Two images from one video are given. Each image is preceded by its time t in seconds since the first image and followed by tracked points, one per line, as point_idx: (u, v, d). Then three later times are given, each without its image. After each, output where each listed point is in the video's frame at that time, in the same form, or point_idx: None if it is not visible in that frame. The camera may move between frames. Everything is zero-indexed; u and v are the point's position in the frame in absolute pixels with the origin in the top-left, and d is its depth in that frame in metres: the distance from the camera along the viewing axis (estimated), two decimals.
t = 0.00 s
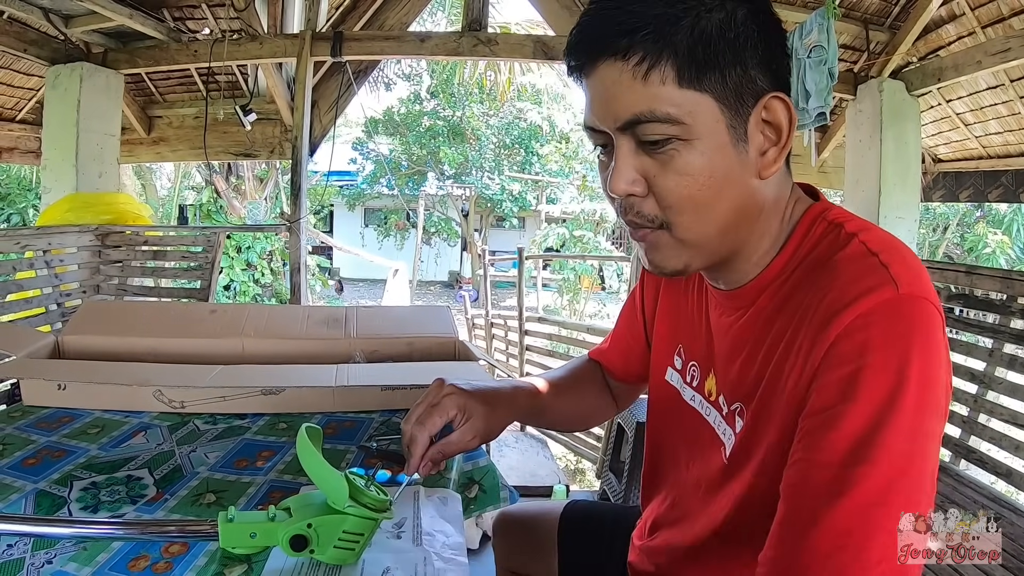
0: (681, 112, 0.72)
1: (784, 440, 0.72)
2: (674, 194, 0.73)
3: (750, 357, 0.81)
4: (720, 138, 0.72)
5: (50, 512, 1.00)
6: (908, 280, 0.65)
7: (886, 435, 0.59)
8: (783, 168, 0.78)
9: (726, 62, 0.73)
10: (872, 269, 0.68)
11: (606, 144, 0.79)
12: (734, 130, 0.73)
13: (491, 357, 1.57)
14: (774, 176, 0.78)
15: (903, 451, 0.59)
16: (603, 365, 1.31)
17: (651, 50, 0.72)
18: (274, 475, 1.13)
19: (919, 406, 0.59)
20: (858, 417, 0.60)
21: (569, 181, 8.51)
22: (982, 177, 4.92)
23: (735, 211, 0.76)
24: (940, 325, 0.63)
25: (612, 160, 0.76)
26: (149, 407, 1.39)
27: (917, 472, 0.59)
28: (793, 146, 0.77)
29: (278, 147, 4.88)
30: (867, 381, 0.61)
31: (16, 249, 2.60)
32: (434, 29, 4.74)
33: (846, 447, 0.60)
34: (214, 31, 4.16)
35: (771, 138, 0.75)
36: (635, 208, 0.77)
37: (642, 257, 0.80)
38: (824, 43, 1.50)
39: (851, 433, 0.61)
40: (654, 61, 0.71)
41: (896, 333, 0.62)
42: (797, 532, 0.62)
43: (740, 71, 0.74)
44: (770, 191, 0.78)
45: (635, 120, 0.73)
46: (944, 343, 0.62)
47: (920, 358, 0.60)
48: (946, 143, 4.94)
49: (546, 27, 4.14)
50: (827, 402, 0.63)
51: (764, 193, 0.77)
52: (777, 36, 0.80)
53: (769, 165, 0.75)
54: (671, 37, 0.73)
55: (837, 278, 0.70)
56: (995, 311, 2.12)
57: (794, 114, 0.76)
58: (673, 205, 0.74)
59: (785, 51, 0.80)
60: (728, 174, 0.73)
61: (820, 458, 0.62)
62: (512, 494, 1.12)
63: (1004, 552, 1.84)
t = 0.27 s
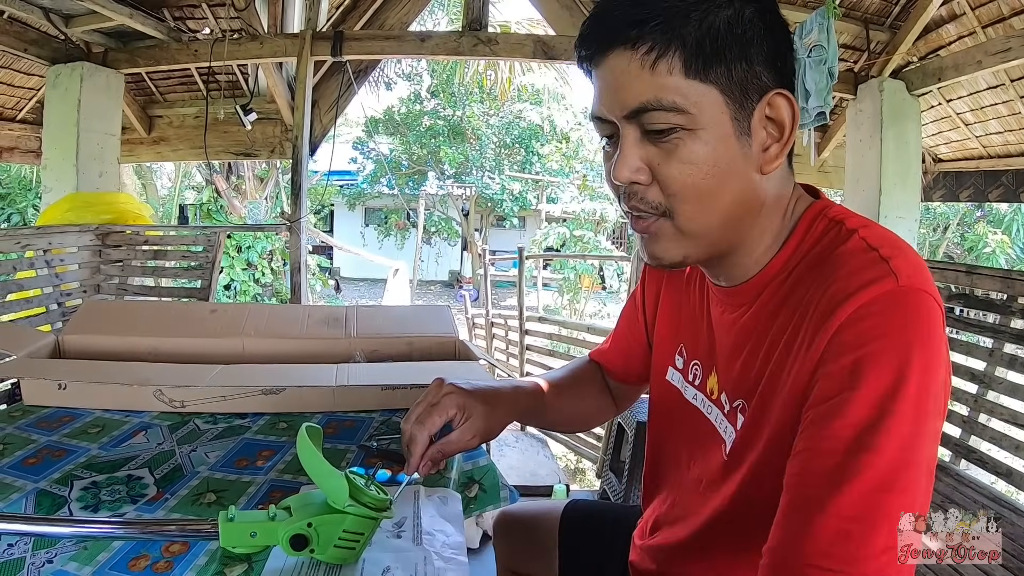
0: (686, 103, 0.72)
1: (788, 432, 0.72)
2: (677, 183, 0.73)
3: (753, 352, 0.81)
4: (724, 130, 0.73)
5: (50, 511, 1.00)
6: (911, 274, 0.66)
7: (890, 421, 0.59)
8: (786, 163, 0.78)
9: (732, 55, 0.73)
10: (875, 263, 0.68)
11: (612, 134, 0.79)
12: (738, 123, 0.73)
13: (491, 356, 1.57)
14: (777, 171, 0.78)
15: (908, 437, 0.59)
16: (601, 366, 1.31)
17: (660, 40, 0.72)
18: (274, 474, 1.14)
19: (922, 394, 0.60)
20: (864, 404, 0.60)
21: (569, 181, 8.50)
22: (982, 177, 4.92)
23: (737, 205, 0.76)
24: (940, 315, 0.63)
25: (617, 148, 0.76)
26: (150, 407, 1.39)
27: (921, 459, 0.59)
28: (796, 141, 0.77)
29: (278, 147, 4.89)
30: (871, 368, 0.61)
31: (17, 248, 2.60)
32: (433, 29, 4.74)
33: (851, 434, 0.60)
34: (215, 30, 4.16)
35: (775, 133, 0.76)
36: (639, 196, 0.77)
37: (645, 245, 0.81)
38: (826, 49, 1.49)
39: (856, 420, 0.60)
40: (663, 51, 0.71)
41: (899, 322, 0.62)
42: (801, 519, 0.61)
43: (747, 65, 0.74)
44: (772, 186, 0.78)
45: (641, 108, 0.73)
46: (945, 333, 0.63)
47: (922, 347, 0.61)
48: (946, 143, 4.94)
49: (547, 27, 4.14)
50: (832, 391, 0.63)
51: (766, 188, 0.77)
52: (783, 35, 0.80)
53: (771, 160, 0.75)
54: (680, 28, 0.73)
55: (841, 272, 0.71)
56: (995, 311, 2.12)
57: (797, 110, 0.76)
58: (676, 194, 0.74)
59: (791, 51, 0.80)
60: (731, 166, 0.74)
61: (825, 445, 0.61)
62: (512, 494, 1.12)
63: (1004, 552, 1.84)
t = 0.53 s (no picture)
0: (679, 104, 0.72)
1: (790, 432, 0.72)
2: (672, 184, 0.74)
3: (753, 353, 0.81)
4: (718, 130, 0.73)
5: (51, 511, 1.00)
6: (910, 274, 0.66)
7: (893, 419, 0.59)
8: (782, 163, 0.79)
9: (725, 56, 0.74)
10: (876, 263, 0.68)
11: (609, 137, 0.80)
12: (732, 123, 0.74)
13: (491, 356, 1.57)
14: (772, 171, 0.78)
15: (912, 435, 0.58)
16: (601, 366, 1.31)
17: (652, 42, 0.72)
18: (274, 474, 1.14)
19: (924, 391, 0.60)
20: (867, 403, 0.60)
21: (570, 181, 8.50)
22: (983, 177, 4.92)
23: (733, 205, 0.76)
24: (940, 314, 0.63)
25: (613, 151, 0.77)
26: (150, 407, 1.39)
27: (926, 456, 0.59)
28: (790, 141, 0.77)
29: (279, 147, 4.89)
30: (873, 367, 0.61)
31: (17, 248, 2.60)
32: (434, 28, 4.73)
33: (856, 433, 0.60)
34: (215, 30, 4.16)
35: (770, 133, 0.76)
36: (636, 197, 0.77)
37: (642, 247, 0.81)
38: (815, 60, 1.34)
39: (860, 419, 0.60)
40: (655, 53, 0.72)
41: (899, 321, 0.62)
42: (807, 519, 0.61)
43: (739, 66, 0.74)
44: (769, 186, 0.79)
45: (635, 111, 0.73)
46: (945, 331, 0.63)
47: (922, 345, 0.61)
48: (947, 143, 4.94)
49: (547, 27, 4.14)
50: (835, 390, 0.63)
51: (762, 188, 0.78)
52: (776, 35, 0.80)
53: (766, 160, 0.76)
54: (671, 31, 0.74)
55: (841, 271, 0.71)
56: (995, 311, 2.12)
57: (791, 110, 0.76)
58: (672, 195, 0.75)
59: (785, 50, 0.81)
60: (725, 166, 0.74)
61: (830, 444, 0.61)
62: (512, 494, 1.12)
63: (1004, 552, 1.84)
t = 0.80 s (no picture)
0: (674, 109, 0.72)
1: (787, 429, 0.71)
2: (668, 188, 0.74)
3: (751, 351, 0.81)
4: (713, 133, 0.73)
5: (51, 511, 1.00)
6: (907, 273, 0.66)
7: (887, 415, 0.59)
8: (779, 164, 0.78)
9: (719, 59, 0.73)
10: (873, 262, 0.69)
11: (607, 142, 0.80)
12: (727, 126, 0.73)
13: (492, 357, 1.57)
14: (770, 172, 0.78)
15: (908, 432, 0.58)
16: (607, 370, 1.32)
17: (646, 47, 0.72)
18: (275, 475, 1.14)
19: (920, 388, 0.60)
20: (862, 398, 0.60)
21: (570, 181, 8.50)
22: (984, 177, 4.91)
23: (730, 206, 0.76)
24: (937, 313, 0.64)
25: (610, 156, 0.77)
26: (150, 407, 1.39)
27: (920, 453, 0.58)
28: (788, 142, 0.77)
29: (280, 147, 4.89)
30: (869, 364, 0.61)
31: (18, 248, 2.60)
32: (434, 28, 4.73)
33: (851, 429, 0.60)
34: (216, 31, 4.16)
35: (767, 135, 0.75)
36: (633, 201, 0.77)
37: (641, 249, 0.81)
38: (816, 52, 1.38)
39: (855, 414, 0.60)
40: (649, 58, 0.72)
41: (895, 319, 0.63)
42: (801, 514, 0.60)
43: (734, 68, 0.74)
44: (766, 187, 0.78)
45: (630, 116, 0.73)
46: (942, 331, 0.63)
47: (919, 344, 0.61)
48: (948, 143, 4.93)
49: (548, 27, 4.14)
50: (830, 387, 0.63)
51: (759, 189, 0.78)
52: (771, 35, 0.79)
53: (763, 161, 0.75)
54: (665, 35, 0.73)
55: (839, 271, 0.71)
56: (996, 311, 2.12)
57: (788, 111, 0.75)
58: (669, 199, 0.74)
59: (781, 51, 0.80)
60: (721, 169, 0.74)
61: (824, 439, 0.61)
62: (513, 494, 1.13)
63: (1005, 552, 1.84)
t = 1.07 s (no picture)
0: (672, 116, 0.72)
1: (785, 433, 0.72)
2: (667, 196, 0.74)
3: (750, 353, 0.81)
4: (712, 140, 0.73)
5: (52, 512, 1.00)
6: (908, 279, 0.65)
7: (888, 428, 0.59)
8: (780, 167, 0.78)
9: (716, 66, 0.73)
10: (874, 268, 0.68)
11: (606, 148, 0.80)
12: (726, 133, 0.73)
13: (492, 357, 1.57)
14: (771, 177, 0.77)
15: (907, 444, 0.59)
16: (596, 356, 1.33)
17: (643, 55, 0.72)
18: (275, 475, 1.14)
19: (920, 400, 0.60)
20: (863, 409, 0.60)
21: (570, 182, 8.49)
22: (984, 177, 4.91)
23: (730, 212, 0.76)
24: (939, 320, 0.63)
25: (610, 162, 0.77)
26: (151, 407, 1.39)
27: (917, 464, 0.59)
28: (789, 146, 0.77)
29: (280, 148, 4.89)
30: (871, 374, 0.61)
31: (18, 249, 2.60)
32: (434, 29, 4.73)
33: (852, 442, 0.60)
34: (216, 31, 4.16)
35: (767, 139, 0.75)
36: (633, 207, 0.78)
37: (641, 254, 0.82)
38: (826, 46, 1.28)
39: (855, 426, 0.60)
40: (645, 66, 0.72)
41: (898, 326, 0.62)
42: (803, 528, 0.60)
43: (732, 74, 0.74)
44: (767, 190, 0.78)
45: (628, 124, 0.73)
46: (943, 339, 0.63)
47: (920, 353, 0.61)
48: (948, 143, 4.93)
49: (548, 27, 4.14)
50: (829, 397, 0.63)
51: (760, 193, 0.77)
52: (772, 36, 0.79)
53: (764, 166, 0.75)
54: (662, 41, 0.73)
55: (839, 277, 0.70)
56: (996, 311, 2.12)
57: (788, 115, 0.75)
58: (668, 207, 0.75)
59: (783, 52, 0.79)
60: (720, 176, 0.74)
61: (825, 452, 0.61)
62: (514, 494, 1.13)
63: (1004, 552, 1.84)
